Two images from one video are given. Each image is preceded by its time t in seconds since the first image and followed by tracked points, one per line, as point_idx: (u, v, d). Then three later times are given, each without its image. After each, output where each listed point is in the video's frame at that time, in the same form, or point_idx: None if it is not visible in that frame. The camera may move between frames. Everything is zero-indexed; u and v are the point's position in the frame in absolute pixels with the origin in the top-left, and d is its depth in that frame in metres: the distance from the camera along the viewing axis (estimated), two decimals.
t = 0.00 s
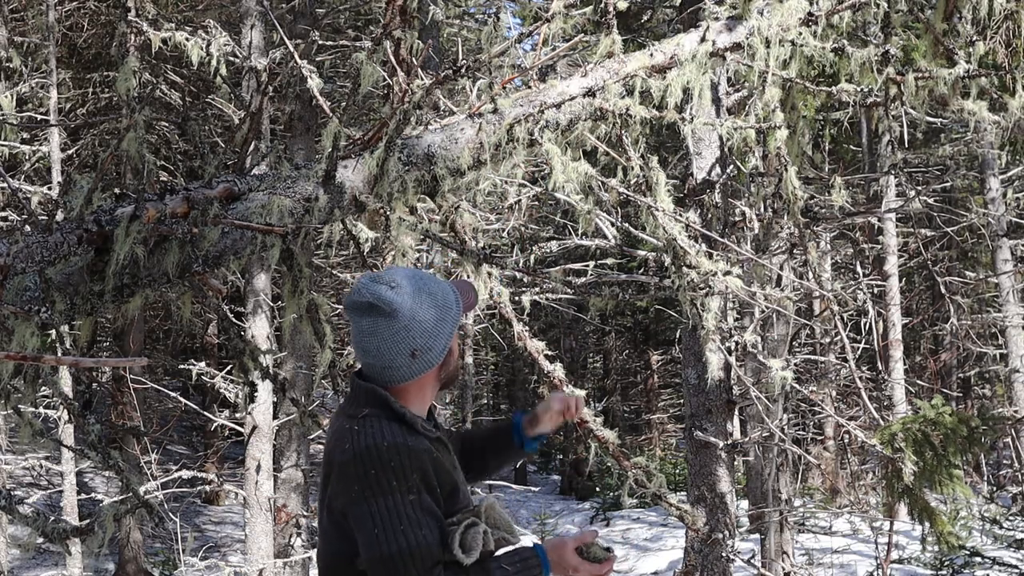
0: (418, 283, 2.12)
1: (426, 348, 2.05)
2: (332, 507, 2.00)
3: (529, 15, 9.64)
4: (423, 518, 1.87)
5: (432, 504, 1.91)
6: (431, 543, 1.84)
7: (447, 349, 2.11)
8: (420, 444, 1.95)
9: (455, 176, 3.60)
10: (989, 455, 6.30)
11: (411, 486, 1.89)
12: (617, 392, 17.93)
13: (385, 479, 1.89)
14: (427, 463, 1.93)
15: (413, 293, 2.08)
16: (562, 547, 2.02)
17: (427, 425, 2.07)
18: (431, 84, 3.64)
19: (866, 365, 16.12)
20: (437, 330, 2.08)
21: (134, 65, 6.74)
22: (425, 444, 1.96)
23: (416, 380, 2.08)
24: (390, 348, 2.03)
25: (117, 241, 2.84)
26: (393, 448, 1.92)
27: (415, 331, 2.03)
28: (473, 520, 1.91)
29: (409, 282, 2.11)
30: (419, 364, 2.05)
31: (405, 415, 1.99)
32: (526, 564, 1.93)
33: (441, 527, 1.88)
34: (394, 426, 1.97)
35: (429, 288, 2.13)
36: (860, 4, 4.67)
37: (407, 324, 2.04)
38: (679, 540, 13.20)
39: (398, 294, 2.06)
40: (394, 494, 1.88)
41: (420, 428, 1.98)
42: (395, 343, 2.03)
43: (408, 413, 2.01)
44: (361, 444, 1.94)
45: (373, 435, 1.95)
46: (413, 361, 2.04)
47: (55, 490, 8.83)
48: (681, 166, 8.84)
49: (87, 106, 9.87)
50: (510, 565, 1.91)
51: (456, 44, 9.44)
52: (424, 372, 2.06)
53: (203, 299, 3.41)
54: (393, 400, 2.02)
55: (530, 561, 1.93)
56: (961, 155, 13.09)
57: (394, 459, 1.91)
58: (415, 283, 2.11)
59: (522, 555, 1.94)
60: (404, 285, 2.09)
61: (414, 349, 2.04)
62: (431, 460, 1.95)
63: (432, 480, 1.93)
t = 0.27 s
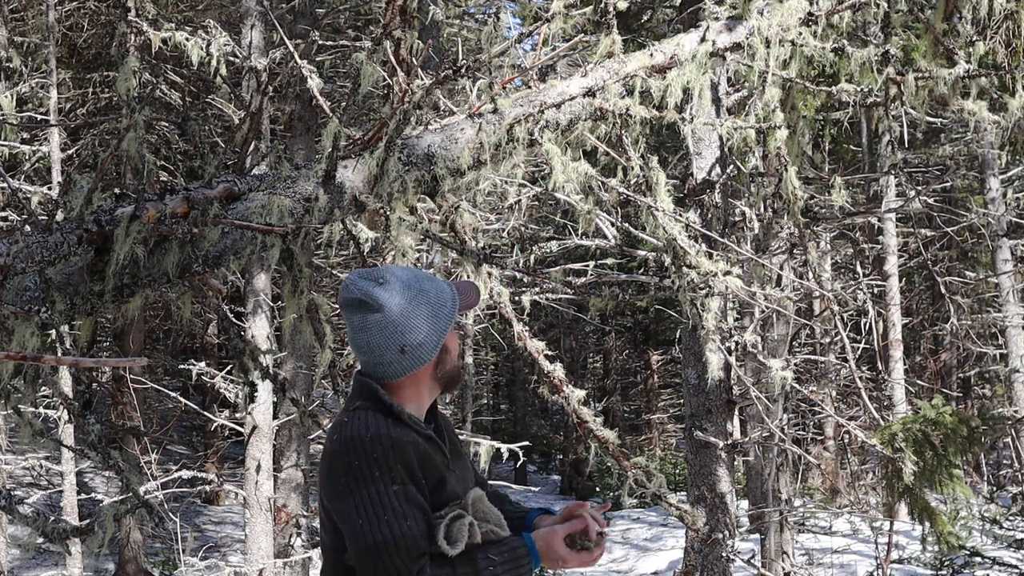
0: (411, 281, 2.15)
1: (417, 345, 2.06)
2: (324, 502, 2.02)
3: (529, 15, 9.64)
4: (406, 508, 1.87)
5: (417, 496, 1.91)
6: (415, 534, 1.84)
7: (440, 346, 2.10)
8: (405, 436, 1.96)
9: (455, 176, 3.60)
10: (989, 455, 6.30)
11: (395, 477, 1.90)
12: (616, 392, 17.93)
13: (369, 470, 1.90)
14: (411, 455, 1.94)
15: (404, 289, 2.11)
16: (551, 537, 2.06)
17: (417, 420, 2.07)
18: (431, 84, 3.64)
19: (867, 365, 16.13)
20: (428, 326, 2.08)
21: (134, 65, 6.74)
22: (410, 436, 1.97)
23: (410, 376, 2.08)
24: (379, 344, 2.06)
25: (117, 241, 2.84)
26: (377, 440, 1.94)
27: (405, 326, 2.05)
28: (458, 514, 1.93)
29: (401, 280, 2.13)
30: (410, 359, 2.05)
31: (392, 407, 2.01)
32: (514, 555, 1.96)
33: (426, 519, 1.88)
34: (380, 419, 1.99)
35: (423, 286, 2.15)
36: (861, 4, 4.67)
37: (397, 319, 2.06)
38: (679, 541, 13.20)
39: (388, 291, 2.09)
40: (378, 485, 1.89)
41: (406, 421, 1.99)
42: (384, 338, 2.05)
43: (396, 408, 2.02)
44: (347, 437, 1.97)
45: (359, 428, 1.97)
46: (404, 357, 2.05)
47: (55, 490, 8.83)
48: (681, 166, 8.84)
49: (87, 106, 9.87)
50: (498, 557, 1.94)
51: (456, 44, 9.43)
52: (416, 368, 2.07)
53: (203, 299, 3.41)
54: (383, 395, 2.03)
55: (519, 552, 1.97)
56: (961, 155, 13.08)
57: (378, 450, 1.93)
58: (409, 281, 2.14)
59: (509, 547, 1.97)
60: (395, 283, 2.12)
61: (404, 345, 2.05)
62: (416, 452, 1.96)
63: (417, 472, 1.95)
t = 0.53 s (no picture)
0: (415, 282, 2.16)
1: (419, 347, 2.08)
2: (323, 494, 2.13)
3: (529, 15, 9.64)
4: (383, 510, 1.93)
5: (399, 498, 1.96)
6: (389, 536, 1.90)
7: (443, 347, 2.12)
8: (391, 438, 2.00)
9: (455, 176, 3.60)
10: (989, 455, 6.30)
11: (377, 479, 1.96)
12: (617, 392, 17.93)
13: (353, 470, 1.98)
14: (395, 457, 1.98)
15: (407, 291, 2.13)
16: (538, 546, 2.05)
17: (413, 420, 2.11)
18: (431, 84, 3.64)
19: (867, 365, 16.12)
20: (431, 329, 2.10)
21: (134, 65, 6.74)
22: (396, 437, 2.01)
23: (412, 377, 2.11)
24: (382, 345, 2.08)
25: (117, 240, 2.85)
26: (363, 441, 2.00)
27: (406, 329, 2.07)
28: (438, 517, 1.93)
29: (404, 281, 2.15)
30: (412, 362, 2.08)
31: (385, 407, 2.05)
32: (492, 561, 1.95)
33: (406, 521, 1.93)
34: (370, 418, 2.05)
35: (427, 287, 2.16)
36: (861, 4, 4.67)
37: (398, 322, 2.08)
38: (679, 540, 13.20)
39: (391, 293, 2.11)
40: (358, 485, 1.96)
41: (395, 422, 2.03)
42: (386, 340, 2.08)
43: (390, 408, 2.07)
44: (339, 436, 2.05)
45: (350, 428, 2.05)
46: (406, 358, 2.08)
47: (55, 490, 8.84)
48: (681, 166, 8.84)
49: (87, 106, 9.87)
50: (477, 563, 1.94)
51: (456, 44, 9.43)
52: (418, 370, 2.10)
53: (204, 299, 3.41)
54: (380, 394, 2.08)
55: (497, 559, 1.96)
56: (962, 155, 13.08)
57: (362, 451, 1.99)
58: (413, 282, 2.16)
59: (489, 553, 1.97)
60: (398, 284, 2.14)
61: (406, 347, 2.07)
62: (402, 454, 2.00)
63: (402, 473, 1.99)
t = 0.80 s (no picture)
0: (406, 285, 2.16)
1: (417, 349, 2.08)
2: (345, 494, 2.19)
3: (529, 15, 9.64)
4: (393, 515, 1.97)
5: (410, 501, 1.99)
6: (399, 540, 1.94)
7: (443, 343, 2.12)
8: (401, 443, 2.02)
9: (455, 175, 3.59)
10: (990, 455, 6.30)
11: (386, 484, 1.99)
12: (616, 392, 17.93)
13: (364, 477, 2.01)
14: (404, 462, 2.00)
15: (398, 296, 2.13)
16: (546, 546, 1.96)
17: (426, 420, 2.12)
18: (431, 84, 3.64)
19: (867, 365, 16.12)
20: (427, 328, 2.11)
21: (134, 65, 6.74)
22: (406, 440, 2.03)
23: (417, 379, 2.12)
24: (381, 354, 2.10)
25: (117, 241, 2.84)
26: (373, 447, 2.03)
27: (401, 334, 2.07)
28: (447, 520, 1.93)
29: (396, 286, 2.15)
30: (412, 364, 2.08)
31: (393, 412, 2.07)
32: (502, 563, 1.93)
33: (417, 524, 1.96)
34: (380, 423, 2.07)
35: (417, 288, 2.16)
36: (861, 4, 4.67)
37: (393, 327, 2.09)
38: (679, 541, 13.19)
39: (382, 301, 2.12)
40: (369, 491, 2.00)
41: (404, 426, 2.04)
42: (384, 347, 2.09)
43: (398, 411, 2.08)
44: (351, 442, 2.08)
45: (361, 433, 2.07)
46: (406, 362, 2.08)
47: (55, 490, 8.83)
48: (681, 167, 8.84)
49: (87, 106, 9.87)
50: (487, 565, 1.93)
51: (456, 44, 9.43)
52: (420, 371, 2.10)
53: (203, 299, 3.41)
54: (388, 399, 2.09)
55: (508, 560, 1.93)
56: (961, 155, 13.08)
57: (372, 457, 2.02)
58: (403, 284, 2.16)
59: (500, 555, 1.94)
60: (390, 290, 2.14)
61: (405, 350, 2.08)
62: (412, 458, 2.02)
63: (412, 477, 2.01)
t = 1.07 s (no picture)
0: (407, 294, 2.17)
1: (427, 354, 2.10)
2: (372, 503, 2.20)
3: (529, 15, 9.64)
4: (425, 521, 1.97)
5: (440, 507, 2.00)
6: (435, 546, 1.95)
7: (452, 344, 2.13)
8: (425, 450, 2.02)
9: (455, 176, 3.60)
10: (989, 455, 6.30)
11: (416, 492, 1.99)
12: (617, 392, 17.93)
13: (391, 487, 2.02)
14: (431, 468, 2.00)
15: (401, 305, 2.14)
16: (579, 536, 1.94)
17: (448, 424, 2.12)
18: (431, 84, 3.64)
19: (867, 365, 16.12)
20: (434, 332, 2.11)
21: (134, 65, 6.74)
22: (431, 446, 2.03)
23: (431, 383, 2.13)
24: (392, 364, 2.11)
25: (117, 241, 2.85)
26: (398, 457, 2.03)
27: (409, 343, 2.08)
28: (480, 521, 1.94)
29: (397, 295, 2.16)
30: (423, 369, 2.10)
31: (413, 420, 2.07)
32: (537, 560, 1.94)
33: (449, 528, 1.97)
34: (404, 431, 2.07)
35: (418, 294, 2.16)
36: (861, 4, 4.67)
37: (400, 337, 2.10)
38: (679, 541, 13.20)
39: (385, 312, 2.13)
40: (399, 500, 2.00)
41: (427, 433, 2.04)
42: (394, 357, 2.10)
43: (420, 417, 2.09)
44: (374, 453, 2.08)
45: (383, 443, 2.07)
46: (418, 368, 2.10)
47: (55, 489, 8.84)
48: (681, 167, 8.84)
49: (87, 106, 9.87)
50: (522, 562, 1.94)
51: (456, 44, 9.43)
52: (433, 375, 2.11)
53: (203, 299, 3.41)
54: (406, 407, 2.10)
55: (542, 556, 1.94)
56: (961, 155, 13.08)
57: (399, 467, 2.02)
58: (404, 292, 2.17)
59: (533, 551, 1.95)
60: (391, 300, 2.15)
61: (415, 357, 2.09)
62: (439, 464, 2.02)
63: (440, 482, 2.02)
